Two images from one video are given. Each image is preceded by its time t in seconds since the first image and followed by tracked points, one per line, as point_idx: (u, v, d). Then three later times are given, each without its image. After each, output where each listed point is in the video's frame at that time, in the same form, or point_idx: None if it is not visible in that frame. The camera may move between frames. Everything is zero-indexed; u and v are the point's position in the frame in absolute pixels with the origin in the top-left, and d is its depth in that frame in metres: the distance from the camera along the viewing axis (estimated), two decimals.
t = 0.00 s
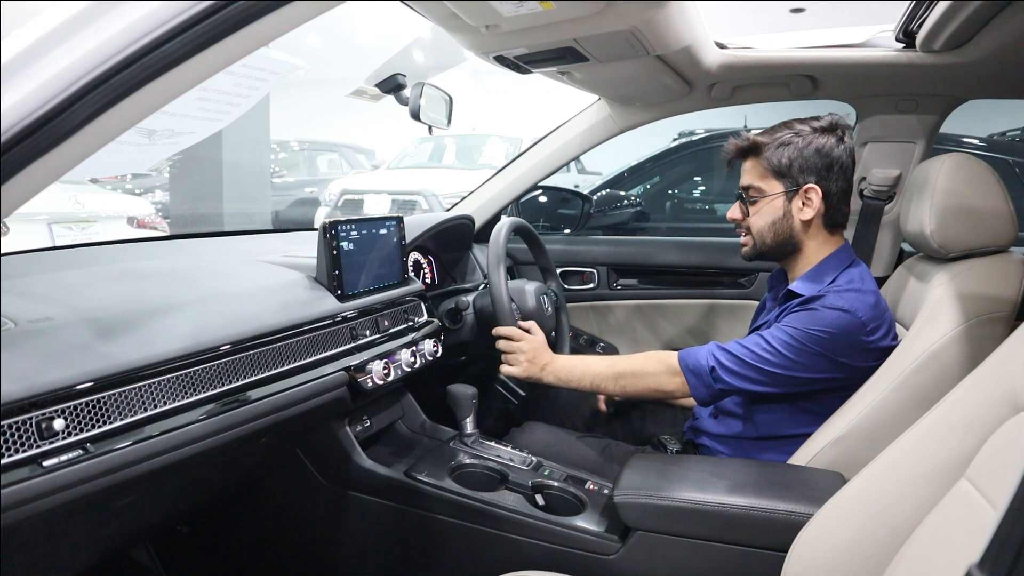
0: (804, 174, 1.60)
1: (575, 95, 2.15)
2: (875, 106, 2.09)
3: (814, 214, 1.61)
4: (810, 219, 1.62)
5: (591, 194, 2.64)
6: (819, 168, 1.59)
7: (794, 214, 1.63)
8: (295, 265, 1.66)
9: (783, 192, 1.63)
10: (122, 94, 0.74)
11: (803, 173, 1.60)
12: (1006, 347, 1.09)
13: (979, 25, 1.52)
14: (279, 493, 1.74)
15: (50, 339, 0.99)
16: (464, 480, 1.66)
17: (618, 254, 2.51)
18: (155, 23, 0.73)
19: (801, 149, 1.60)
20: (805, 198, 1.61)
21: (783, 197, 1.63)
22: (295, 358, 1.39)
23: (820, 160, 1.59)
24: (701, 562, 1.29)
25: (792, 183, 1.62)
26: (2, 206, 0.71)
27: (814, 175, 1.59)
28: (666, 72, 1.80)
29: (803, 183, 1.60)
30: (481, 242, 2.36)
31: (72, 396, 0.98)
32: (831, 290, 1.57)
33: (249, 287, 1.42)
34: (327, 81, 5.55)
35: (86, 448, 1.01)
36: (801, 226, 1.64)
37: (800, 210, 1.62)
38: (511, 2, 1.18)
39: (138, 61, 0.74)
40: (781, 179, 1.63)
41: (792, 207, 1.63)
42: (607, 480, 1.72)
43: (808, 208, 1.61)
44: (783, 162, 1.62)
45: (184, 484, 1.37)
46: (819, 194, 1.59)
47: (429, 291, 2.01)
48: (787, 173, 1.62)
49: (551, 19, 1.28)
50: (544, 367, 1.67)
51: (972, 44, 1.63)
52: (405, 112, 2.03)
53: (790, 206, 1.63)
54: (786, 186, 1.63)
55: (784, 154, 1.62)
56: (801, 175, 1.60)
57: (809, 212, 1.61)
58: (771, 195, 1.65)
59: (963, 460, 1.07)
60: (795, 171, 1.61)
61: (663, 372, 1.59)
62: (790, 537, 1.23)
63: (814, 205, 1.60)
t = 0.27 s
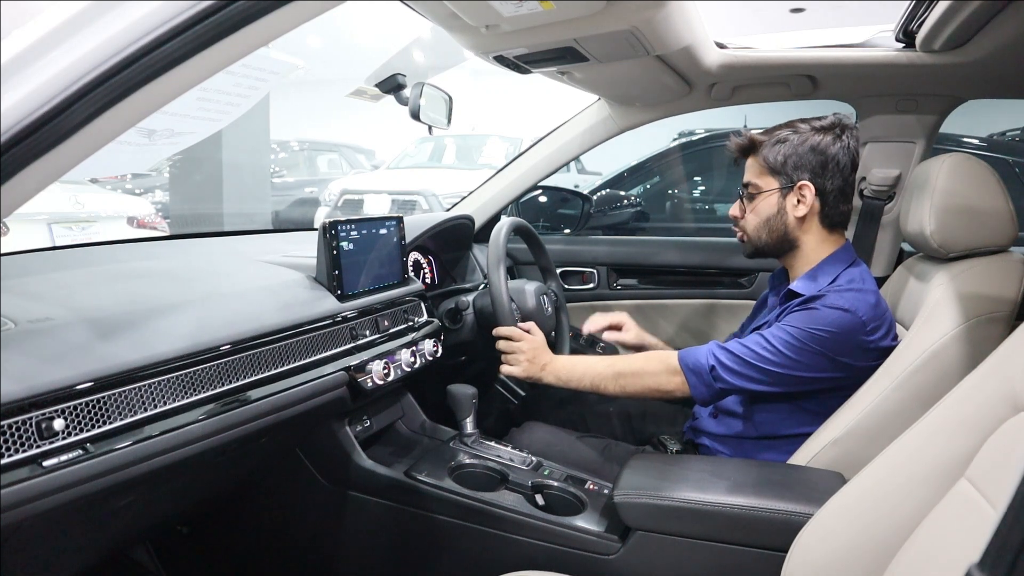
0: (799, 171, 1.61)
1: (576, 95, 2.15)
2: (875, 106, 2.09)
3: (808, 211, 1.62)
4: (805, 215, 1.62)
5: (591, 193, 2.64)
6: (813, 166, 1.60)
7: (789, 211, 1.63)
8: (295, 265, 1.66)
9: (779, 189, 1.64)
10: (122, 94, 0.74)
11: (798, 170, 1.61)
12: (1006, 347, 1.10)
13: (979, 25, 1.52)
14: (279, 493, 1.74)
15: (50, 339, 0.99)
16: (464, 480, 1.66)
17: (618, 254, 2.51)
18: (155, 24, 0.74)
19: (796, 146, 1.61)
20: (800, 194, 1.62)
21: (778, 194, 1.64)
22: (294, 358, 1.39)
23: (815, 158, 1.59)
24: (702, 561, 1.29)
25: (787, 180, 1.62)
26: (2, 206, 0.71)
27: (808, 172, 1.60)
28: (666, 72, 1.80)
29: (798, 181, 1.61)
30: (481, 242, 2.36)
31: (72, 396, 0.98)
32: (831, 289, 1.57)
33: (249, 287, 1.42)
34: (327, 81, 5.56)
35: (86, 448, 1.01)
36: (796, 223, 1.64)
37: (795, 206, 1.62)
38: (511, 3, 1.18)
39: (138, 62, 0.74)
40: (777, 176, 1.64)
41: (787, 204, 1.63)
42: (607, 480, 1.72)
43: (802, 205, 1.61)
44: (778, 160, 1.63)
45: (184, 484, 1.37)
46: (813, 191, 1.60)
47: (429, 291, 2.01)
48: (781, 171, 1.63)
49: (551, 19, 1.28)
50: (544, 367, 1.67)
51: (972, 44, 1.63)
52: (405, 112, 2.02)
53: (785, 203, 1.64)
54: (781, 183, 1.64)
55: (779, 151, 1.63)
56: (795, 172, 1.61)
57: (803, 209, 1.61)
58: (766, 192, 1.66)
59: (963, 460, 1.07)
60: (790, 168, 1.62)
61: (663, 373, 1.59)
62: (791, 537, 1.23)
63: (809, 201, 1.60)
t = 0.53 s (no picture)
0: (794, 170, 1.61)
1: (576, 95, 2.15)
2: (875, 106, 2.09)
3: (805, 209, 1.62)
4: (802, 213, 1.63)
5: (591, 193, 2.64)
6: (809, 164, 1.60)
7: (787, 209, 1.64)
8: (295, 264, 1.66)
9: (776, 188, 1.65)
10: (121, 94, 0.74)
11: (793, 169, 1.61)
12: (1007, 347, 1.10)
13: (979, 25, 1.52)
14: (280, 493, 1.74)
15: (50, 339, 0.99)
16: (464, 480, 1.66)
17: (618, 254, 2.51)
18: (154, 24, 0.74)
19: (791, 145, 1.62)
20: (796, 193, 1.62)
21: (774, 193, 1.65)
22: (294, 358, 1.39)
23: (810, 156, 1.60)
24: (702, 562, 1.29)
25: (783, 179, 1.63)
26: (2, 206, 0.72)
27: (803, 171, 1.60)
28: (666, 73, 1.80)
29: (794, 179, 1.61)
30: (481, 242, 2.36)
31: (72, 396, 0.98)
32: (831, 287, 1.56)
33: (249, 287, 1.42)
34: (327, 81, 5.56)
35: (86, 448, 1.01)
36: (794, 221, 1.64)
37: (792, 205, 1.63)
38: (511, 3, 1.18)
39: (138, 62, 0.74)
40: (774, 175, 1.65)
41: (785, 203, 1.64)
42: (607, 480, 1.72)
43: (799, 204, 1.62)
44: (774, 159, 1.64)
45: (184, 484, 1.37)
46: (809, 189, 1.60)
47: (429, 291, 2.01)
48: (777, 170, 1.63)
49: (551, 19, 1.28)
50: (544, 367, 1.67)
51: (972, 44, 1.63)
52: (405, 112, 2.02)
53: (782, 202, 1.64)
54: (778, 182, 1.64)
55: (775, 150, 1.64)
56: (790, 171, 1.62)
57: (800, 207, 1.61)
58: (764, 192, 1.67)
59: (963, 460, 1.07)
60: (786, 166, 1.62)
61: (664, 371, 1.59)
62: (791, 537, 1.23)
63: (806, 199, 1.60)
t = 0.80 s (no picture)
0: (792, 172, 1.61)
1: (576, 94, 2.15)
2: (875, 106, 2.09)
3: (805, 211, 1.62)
4: (802, 215, 1.63)
5: (590, 193, 2.65)
6: (806, 165, 1.60)
7: (786, 211, 1.64)
8: (295, 265, 1.66)
9: (775, 190, 1.65)
10: (122, 93, 0.74)
11: (792, 171, 1.61)
12: (1006, 347, 1.10)
13: (979, 25, 1.52)
14: (280, 493, 1.74)
15: (50, 339, 0.99)
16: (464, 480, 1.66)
17: (618, 254, 2.51)
18: (154, 24, 0.74)
19: (788, 148, 1.62)
20: (795, 195, 1.62)
21: (774, 196, 1.65)
22: (294, 358, 1.39)
23: (808, 158, 1.60)
24: (703, 562, 1.29)
25: (781, 181, 1.63)
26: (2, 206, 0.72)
27: (801, 172, 1.60)
28: (666, 73, 1.80)
29: (793, 181, 1.61)
30: (481, 242, 2.36)
31: (72, 396, 0.98)
32: (830, 286, 1.56)
33: (249, 287, 1.42)
34: (328, 81, 5.56)
35: (86, 448, 1.01)
36: (794, 223, 1.64)
37: (792, 207, 1.63)
38: (511, 3, 1.18)
39: (138, 62, 0.74)
40: (772, 177, 1.65)
41: (784, 205, 1.64)
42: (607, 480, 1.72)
43: (798, 205, 1.62)
44: (771, 162, 1.64)
45: (184, 484, 1.38)
46: (808, 190, 1.60)
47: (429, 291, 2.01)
48: (775, 172, 1.64)
49: (551, 19, 1.28)
50: (545, 367, 1.67)
51: (972, 44, 1.63)
52: (405, 112, 2.02)
53: (781, 204, 1.64)
54: (776, 184, 1.64)
55: (773, 153, 1.64)
56: (789, 173, 1.62)
57: (800, 209, 1.61)
58: (763, 194, 1.67)
59: (963, 461, 1.07)
60: (784, 169, 1.62)
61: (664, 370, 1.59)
62: (791, 537, 1.23)
63: (805, 201, 1.60)
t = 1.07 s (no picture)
0: (794, 173, 1.61)
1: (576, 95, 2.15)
2: (875, 106, 2.09)
3: (806, 211, 1.62)
4: (804, 215, 1.63)
5: (591, 193, 2.65)
6: (807, 166, 1.60)
7: (788, 212, 1.64)
8: (295, 265, 1.66)
9: (776, 192, 1.64)
10: (122, 93, 0.74)
11: (793, 172, 1.61)
12: (1006, 347, 1.10)
13: (980, 24, 1.52)
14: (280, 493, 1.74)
15: (50, 339, 0.99)
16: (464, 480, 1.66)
17: (618, 254, 2.51)
18: (154, 24, 0.74)
19: (788, 149, 1.62)
20: (797, 195, 1.62)
21: (775, 197, 1.64)
22: (294, 358, 1.39)
23: (809, 158, 1.60)
24: (703, 562, 1.29)
25: (782, 182, 1.63)
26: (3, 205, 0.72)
27: (803, 172, 1.61)
28: (666, 73, 1.80)
29: (794, 181, 1.61)
30: (481, 242, 2.36)
31: (72, 396, 0.98)
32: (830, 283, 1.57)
33: (249, 287, 1.42)
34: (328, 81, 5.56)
35: (86, 448, 1.01)
36: (796, 223, 1.64)
37: (793, 207, 1.63)
38: (511, 3, 1.18)
39: (138, 61, 0.74)
40: (773, 178, 1.64)
41: (786, 206, 1.64)
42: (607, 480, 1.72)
43: (801, 206, 1.62)
44: (772, 163, 1.64)
45: (184, 484, 1.37)
46: (810, 191, 1.60)
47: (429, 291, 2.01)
48: (776, 173, 1.63)
49: (552, 19, 1.28)
50: (544, 366, 1.67)
51: (973, 44, 1.63)
52: (405, 112, 2.02)
53: (783, 205, 1.64)
54: (777, 185, 1.64)
55: (774, 154, 1.64)
56: (790, 174, 1.62)
57: (802, 209, 1.61)
58: (764, 196, 1.66)
59: (963, 461, 1.07)
60: (786, 170, 1.62)
61: (664, 370, 1.59)
62: (791, 537, 1.23)
63: (807, 201, 1.61)
